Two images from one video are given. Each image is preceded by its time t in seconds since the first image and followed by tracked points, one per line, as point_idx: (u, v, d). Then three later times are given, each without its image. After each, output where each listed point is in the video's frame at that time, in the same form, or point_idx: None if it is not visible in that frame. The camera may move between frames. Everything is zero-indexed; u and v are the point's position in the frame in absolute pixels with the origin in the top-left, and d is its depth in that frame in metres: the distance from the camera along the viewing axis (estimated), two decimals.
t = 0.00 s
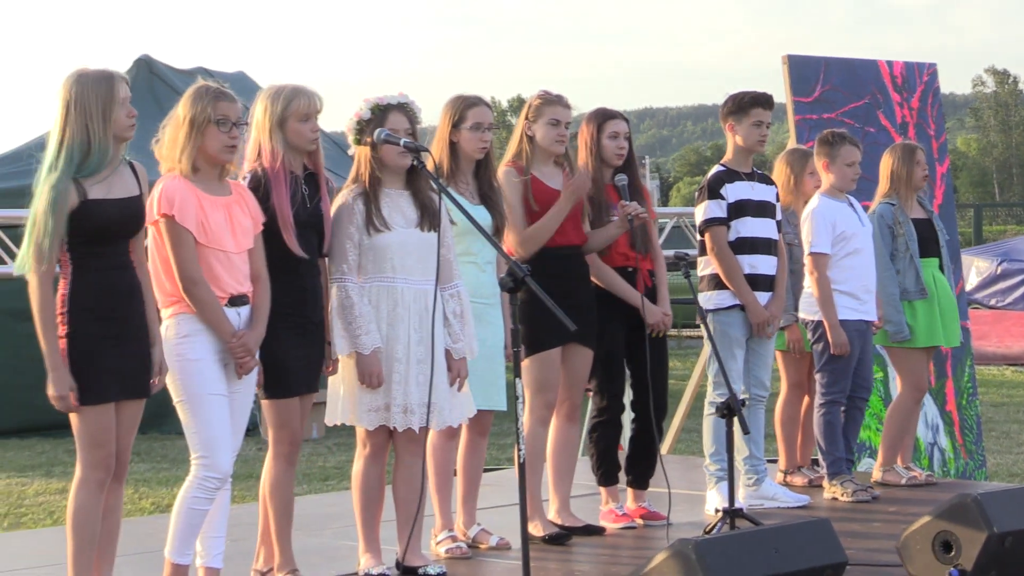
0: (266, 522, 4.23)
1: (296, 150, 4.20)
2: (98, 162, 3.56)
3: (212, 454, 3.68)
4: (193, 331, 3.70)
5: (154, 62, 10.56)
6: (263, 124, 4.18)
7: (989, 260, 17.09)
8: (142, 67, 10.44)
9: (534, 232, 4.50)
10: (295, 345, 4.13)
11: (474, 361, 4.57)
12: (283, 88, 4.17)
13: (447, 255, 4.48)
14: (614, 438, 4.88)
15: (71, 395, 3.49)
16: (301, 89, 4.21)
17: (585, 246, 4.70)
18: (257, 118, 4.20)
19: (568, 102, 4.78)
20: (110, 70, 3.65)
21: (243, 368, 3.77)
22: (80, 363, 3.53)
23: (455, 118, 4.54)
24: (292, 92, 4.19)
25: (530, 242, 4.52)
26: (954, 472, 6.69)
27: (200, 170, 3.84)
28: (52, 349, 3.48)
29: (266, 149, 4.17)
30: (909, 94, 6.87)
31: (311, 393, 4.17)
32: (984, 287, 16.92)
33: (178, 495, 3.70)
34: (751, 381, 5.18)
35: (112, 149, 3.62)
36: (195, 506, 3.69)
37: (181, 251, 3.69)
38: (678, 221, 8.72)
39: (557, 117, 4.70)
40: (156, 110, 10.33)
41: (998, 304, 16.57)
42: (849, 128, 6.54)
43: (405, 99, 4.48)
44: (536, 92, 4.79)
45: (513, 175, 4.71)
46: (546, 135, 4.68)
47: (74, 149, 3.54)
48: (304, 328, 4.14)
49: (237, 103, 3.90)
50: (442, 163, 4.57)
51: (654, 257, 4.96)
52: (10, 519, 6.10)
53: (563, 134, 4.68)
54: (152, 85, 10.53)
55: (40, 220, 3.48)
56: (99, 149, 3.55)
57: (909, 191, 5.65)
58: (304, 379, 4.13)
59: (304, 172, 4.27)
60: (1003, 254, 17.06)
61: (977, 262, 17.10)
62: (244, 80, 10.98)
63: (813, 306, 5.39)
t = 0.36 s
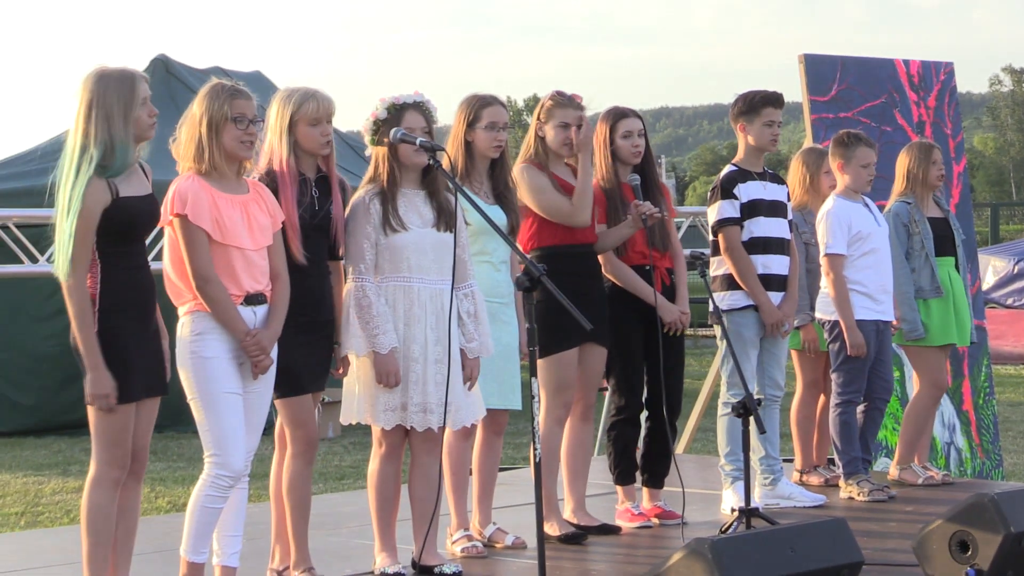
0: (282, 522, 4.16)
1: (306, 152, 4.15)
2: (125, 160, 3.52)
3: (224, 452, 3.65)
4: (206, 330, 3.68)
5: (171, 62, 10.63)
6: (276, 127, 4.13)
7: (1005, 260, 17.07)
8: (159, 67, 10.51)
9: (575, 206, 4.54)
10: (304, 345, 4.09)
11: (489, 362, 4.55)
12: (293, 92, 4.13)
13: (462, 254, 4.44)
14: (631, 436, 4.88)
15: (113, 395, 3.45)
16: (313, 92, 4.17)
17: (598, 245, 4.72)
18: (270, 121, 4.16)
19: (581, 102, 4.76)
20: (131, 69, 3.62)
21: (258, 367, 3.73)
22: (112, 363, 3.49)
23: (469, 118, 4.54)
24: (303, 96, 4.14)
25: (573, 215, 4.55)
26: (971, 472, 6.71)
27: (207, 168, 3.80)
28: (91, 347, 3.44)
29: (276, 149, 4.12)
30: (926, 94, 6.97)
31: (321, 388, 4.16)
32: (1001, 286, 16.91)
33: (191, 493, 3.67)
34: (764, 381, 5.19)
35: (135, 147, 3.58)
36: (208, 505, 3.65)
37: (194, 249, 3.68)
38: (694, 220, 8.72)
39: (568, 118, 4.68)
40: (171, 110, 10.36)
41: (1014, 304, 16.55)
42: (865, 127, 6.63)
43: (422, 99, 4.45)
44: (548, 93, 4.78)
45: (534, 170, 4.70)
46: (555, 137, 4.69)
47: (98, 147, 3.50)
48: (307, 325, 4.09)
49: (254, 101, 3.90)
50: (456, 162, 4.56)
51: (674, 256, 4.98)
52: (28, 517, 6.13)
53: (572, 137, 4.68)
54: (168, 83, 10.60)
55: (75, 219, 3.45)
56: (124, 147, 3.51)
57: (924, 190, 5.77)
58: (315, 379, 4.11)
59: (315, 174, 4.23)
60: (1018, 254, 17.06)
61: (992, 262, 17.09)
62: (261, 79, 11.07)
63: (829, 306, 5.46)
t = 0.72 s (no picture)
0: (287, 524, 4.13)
1: (311, 154, 4.12)
2: (147, 163, 3.55)
3: (241, 453, 3.65)
4: (220, 331, 3.68)
5: (181, 62, 10.65)
6: (283, 128, 4.11)
7: (1017, 261, 17.15)
8: (169, 67, 10.54)
9: (591, 206, 4.57)
10: (309, 346, 4.07)
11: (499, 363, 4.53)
12: (299, 92, 4.10)
13: (472, 254, 4.42)
14: (639, 437, 4.92)
15: (132, 393, 3.44)
16: (319, 92, 4.13)
17: (608, 247, 4.73)
18: (280, 122, 4.14)
19: (590, 102, 4.76)
20: (153, 73, 3.64)
21: (272, 369, 3.73)
22: (128, 364, 3.50)
23: (479, 119, 4.54)
24: (308, 96, 4.10)
25: (591, 214, 4.57)
26: (982, 473, 6.72)
27: (217, 169, 3.79)
28: (109, 348, 3.44)
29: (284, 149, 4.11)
30: (937, 95, 6.99)
31: (326, 392, 4.14)
32: (1012, 286, 16.93)
33: (206, 493, 3.67)
34: (777, 382, 5.19)
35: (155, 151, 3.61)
36: (223, 506, 3.66)
37: (207, 251, 3.67)
38: (704, 220, 8.71)
39: (578, 119, 4.68)
40: (181, 110, 10.37)
41: None
42: (875, 127, 6.64)
43: (430, 99, 4.42)
44: (558, 94, 4.77)
45: (544, 171, 4.70)
46: (566, 138, 4.68)
47: (121, 148, 3.51)
48: (314, 327, 4.09)
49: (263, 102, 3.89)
50: (465, 162, 4.56)
51: (682, 254, 4.95)
52: (39, 518, 6.13)
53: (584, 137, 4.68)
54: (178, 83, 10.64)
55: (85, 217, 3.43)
56: (146, 151, 3.54)
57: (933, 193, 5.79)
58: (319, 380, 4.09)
59: (323, 175, 4.19)
60: None
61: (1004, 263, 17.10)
62: (271, 79, 11.09)
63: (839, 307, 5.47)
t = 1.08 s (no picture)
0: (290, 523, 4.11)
1: (315, 152, 4.10)
2: (144, 164, 3.55)
3: (244, 453, 3.65)
4: (224, 331, 3.68)
5: (185, 62, 10.67)
6: (283, 128, 4.11)
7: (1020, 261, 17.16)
8: (173, 68, 10.56)
9: (588, 211, 4.55)
10: (319, 346, 4.04)
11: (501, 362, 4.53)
12: (300, 91, 4.09)
13: (476, 254, 4.42)
14: (640, 436, 4.91)
15: (125, 392, 3.43)
16: (320, 91, 4.12)
17: (615, 246, 4.74)
18: (280, 122, 4.14)
19: (592, 101, 4.76)
20: (154, 73, 3.63)
21: (277, 367, 3.73)
22: (126, 364, 3.49)
23: (482, 119, 4.54)
24: (306, 95, 4.09)
25: (589, 219, 4.55)
26: (985, 473, 6.72)
27: (223, 173, 3.80)
28: (104, 346, 3.43)
29: (286, 148, 4.10)
30: (941, 95, 7.00)
31: (331, 394, 4.06)
32: (1016, 285, 16.97)
33: (208, 494, 3.67)
34: (783, 380, 5.21)
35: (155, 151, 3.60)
36: (225, 507, 3.65)
37: (209, 250, 3.68)
38: (708, 220, 8.71)
39: (581, 117, 4.68)
40: (186, 110, 10.39)
41: None
42: (879, 127, 6.64)
43: (432, 98, 4.41)
44: (560, 94, 4.78)
45: (547, 170, 4.70)
46: (570, 137, 4.68)
47: (118, 149, 3.52)
48: (322, 325, 4.05)
49: (270, 106, 3.88)
50: (471, 163, 4.55)
51: (686, 255, 4.97)
52: (43, 517, 6.13)
53: (588, 135, 4.67)
54: (182, 84, 10.65)
55: (82, 218, 3.45)
56: (143, 152, 3.54)
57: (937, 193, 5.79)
58: (327, 381, 4.03)
59: (327, 173, 4.18)
60: None
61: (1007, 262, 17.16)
62: (275, 79, 11.11)
63: (844, 306, 5.48)
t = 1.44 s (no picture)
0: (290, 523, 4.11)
1: (313, 152, 4.09)
2: (131, 163, 3.54)
3: (241, 452, 3.65)
4: (221, 330, 3.69)
5: (184, 62, 10.67)
6: (283, 127, 4.10)
7: (1019, 261, 17.17)
8: (173, 67, 10.56)
9: (579, 217, 4.53)
10: (321, 346, 4.02)
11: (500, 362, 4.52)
12: (301, 91, 4.09)
13: (473, 255, 4.43)
14: (640, 437, 4.93)
15: (105, 392, 3.42)
16: (321, 92, 4.12)
17: (619, 246, 4.70)
18: (278, 121, 4.12)
19: (590, 99, 4.75)
20: (147, 72, 3.63)
21: (273, 368, 3.71)
22: (111, 363, 3.48)
23: (481, 119, 4.53)
24: (309, 96, 4.09)
25: (576, 229, 4.54)
26: (985, 472, 6.73)
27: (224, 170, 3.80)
28: (87, 344, 3.44)
29: (285, 148, 4.10)
30: (941, 95, 7.00)
31: (331, 394, 4.04)
32: (1016, 285, 16.98)
33: (208, 493, 3.67)
34: (785, 380, 5.21)
35: (144, 149, 3.60)
36: (225, 505, 3.65)
37: (205, 251, 3.67)
38: (707, 220, 8.70)
39: (580, 116, 4.67)
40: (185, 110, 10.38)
41: None
42: (878, 127, 6.64)
43: (430, 99, 4.41)
44: (557, 94, 4.77)
45: (542, 174, 4.70)
46: (570, 136, 4.66)
47: (106, 148, 3.53)
48: (321, 324, 4.03)
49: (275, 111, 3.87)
50: (471, 163, 4.55)
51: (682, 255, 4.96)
52: (42, 517, 6.13)
53: (586, 133, 4.65)
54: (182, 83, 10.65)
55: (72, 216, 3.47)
56: (130, 149, 3.53)
57: (936, 192, 5.79)
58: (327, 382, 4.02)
59: (325, 173, 4.17)
60: None
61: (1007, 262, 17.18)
62: (274, 79, 11.11)
63: (843, 305, 5.48)
